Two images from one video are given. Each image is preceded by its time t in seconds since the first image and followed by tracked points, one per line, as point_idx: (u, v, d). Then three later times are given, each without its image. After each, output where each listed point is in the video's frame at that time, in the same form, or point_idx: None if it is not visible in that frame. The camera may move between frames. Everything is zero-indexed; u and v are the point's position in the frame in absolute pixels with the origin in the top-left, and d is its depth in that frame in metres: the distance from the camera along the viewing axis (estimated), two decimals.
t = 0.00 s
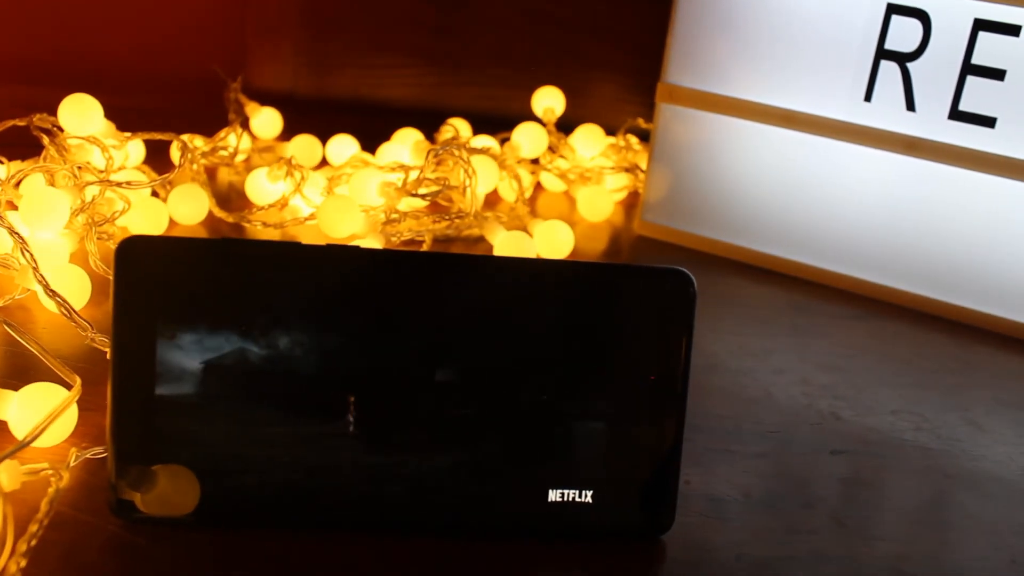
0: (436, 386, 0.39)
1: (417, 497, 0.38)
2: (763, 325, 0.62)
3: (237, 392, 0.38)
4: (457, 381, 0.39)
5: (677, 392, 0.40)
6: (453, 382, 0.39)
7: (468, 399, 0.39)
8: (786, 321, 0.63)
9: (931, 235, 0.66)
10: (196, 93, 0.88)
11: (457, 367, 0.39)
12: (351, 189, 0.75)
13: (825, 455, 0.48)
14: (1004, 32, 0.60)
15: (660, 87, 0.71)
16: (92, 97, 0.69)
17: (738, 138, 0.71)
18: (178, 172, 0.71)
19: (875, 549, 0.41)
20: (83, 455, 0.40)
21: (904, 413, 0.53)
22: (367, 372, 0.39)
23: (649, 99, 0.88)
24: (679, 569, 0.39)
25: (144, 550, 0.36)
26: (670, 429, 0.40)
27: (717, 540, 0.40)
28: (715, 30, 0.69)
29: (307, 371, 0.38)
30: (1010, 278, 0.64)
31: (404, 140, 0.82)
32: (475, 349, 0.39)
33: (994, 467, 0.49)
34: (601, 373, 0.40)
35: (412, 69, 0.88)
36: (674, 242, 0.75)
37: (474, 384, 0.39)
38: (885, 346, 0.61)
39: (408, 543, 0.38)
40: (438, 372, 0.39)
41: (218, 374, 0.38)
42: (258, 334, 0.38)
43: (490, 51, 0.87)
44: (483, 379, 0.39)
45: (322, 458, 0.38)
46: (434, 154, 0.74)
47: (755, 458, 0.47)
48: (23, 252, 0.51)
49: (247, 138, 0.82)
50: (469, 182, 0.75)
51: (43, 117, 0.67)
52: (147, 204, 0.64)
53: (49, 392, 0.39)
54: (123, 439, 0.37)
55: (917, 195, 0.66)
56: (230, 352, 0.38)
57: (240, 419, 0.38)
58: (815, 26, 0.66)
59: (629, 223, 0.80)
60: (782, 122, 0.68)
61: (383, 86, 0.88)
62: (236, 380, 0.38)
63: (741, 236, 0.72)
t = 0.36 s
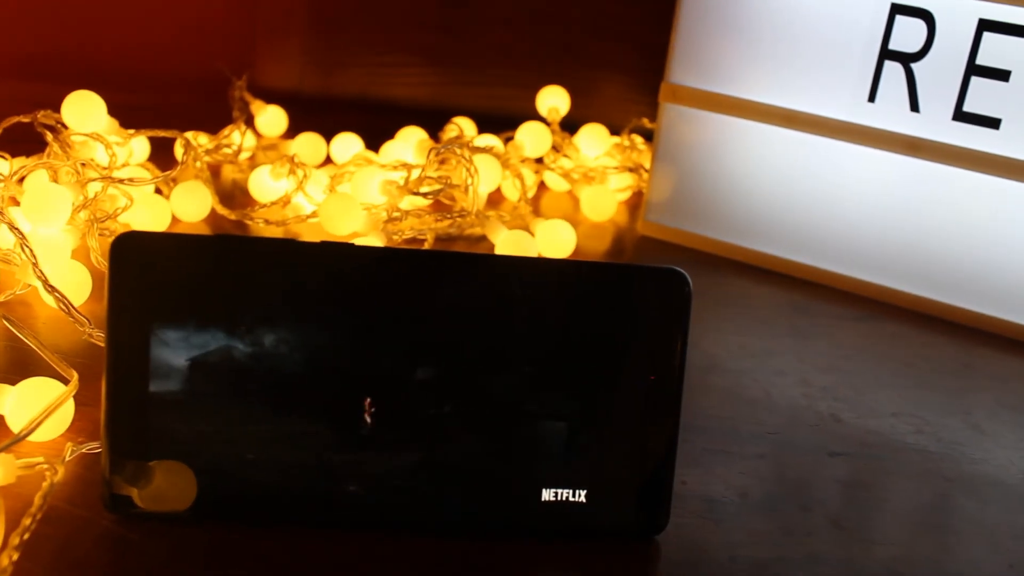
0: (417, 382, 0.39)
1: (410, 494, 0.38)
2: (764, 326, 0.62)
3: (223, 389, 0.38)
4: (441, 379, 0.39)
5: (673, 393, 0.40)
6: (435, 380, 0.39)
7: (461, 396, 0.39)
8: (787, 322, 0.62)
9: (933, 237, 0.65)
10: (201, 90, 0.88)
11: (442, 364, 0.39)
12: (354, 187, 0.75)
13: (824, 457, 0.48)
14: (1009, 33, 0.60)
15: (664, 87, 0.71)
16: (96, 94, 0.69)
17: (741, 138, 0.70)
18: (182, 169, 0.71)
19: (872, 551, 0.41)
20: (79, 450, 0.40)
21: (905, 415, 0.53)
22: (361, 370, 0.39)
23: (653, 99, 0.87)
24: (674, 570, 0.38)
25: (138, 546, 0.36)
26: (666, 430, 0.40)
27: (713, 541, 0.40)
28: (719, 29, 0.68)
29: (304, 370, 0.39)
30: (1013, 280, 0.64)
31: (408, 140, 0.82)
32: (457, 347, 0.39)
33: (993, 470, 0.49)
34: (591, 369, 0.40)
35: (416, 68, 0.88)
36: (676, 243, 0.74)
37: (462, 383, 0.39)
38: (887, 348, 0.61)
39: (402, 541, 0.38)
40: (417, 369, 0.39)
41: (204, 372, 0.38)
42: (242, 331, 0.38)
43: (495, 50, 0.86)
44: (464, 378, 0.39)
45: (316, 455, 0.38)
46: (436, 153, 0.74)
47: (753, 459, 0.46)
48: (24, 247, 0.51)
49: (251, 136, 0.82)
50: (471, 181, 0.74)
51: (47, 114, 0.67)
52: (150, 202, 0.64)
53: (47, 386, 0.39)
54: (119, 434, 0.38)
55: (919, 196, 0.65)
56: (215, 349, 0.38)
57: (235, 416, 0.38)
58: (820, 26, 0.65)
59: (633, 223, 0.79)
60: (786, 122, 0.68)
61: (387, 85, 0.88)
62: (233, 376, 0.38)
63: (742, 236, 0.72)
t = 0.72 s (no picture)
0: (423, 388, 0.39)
1: (428, 493, 0.38)
2: (787, 330, 0.61)
3: (238, 386, 0.38)
4: (458, 380, 0.39)
5: (691, 395, 0.39)
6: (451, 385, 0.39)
7: (479, 396, 0.39)
8: (811, 326, 0.62)
9: (960, 240, 0.64)
10: (229, 89, 0.89)
11: (458, 367, 0.39)
12: (379, 186, 0.75)
13: (846, 463, 0.47)
14: None
15: (690, 89, 0.70)
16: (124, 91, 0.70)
17: (765, 139, 0.69)
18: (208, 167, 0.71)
19: (893, 559, 0.40)
20: (101, 444, 0.40)
21: (928, 421, 0.52)
22: (380, 367, 0.39)
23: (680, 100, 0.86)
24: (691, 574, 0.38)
25: (157, 540, 0.37)
26: (685, 434, 0.39)
27: (731, 545, 0.40)
28: (743, 30, 0.67)
29: (321, 366, 0.39)
30: None
31: (433, 140, 0.82)
32: (474, 351, 0.39)
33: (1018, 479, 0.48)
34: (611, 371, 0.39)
35: (441, 68, 0.88)
36: (701, 245, 0.74)
37: (480, 383, 0.39)
38: (912, 353, 0.60)
39: (419, 539, 0.38)
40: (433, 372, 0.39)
41: (221, 367, 0.38)
42: (257, 330, 0.38)
43: (521, 50, 0.86)
44: (478, 382, 0.39)
45: (335, 451, 0.38)
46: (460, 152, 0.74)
47: (773, 462, 0.46)
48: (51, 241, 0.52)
49: (278, 135, 0.82)
50: (495, 181, 0.74)
51: (77, 111, 0.68)
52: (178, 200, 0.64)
53: (70, 380, 0.40)
54: (141, 429, 0.38)
55: (946, 199, 0.64)
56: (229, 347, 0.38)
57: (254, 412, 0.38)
58: (847, 27, 0.64)
59: (659, 224, 0.79)
60: (810, 124, 0.66)
61: (413, 85, 0.88)
62: (252, 372, 0.38)
63: (766, 239, 0.71)
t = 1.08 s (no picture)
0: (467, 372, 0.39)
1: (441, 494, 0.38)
2: (808, 336, 0.60)
3: (253, 384, 0.38)
4: (478, 382, 0.39)
5: (707, 399, 0.39)
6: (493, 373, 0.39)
7: (494, 397, 0.39)
8: (833, 332, 0.61)
9: (986, 245, 0.63)
10: (255, 89, 0.89)
11: (500, 354, 0.39)
12: (402, 188, 0.75)
13: (865, 469, 0.46)
14: None
15: (715, 92, 0.69)
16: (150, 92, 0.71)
17: (789, 143, 0.68)
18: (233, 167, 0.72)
19: (912, 570, 0.40)
20: (119, 439, 0.41)
21: (950, 429, 0.51)
22: (394, 367, 0.39)
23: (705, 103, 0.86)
24: None
25: (173, 536, 0.37)
26: (700, 439, 0.39)
27: (744, 551, 0.39)
28: (768, 34, 0.67)
29: (336, 365, 0.39)
30: None
31: (457, 142, 0.82)
32: (516, 339, 0.39)
33: None
34: (627, 375, 0.39)
35: (465, 70, 0.87)
36: (724, 249, 0.73)
37: (496, 386, 0.39)
38: (935, 361, 0.58)
39: (431, 540, 0.38)
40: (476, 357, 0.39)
41: (237, 365, 0.38)
42: (273, 328, 0.39)
43: (545, 52, 0.86)
44: (520, 371, 0.39)
45: (348, 450, 0.38)
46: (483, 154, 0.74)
47: (790, 468, 0.45)
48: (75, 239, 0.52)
49: (304, 136, 0.83)
50: (517, 183, 0.74)
51: (104, 112, 0.69)
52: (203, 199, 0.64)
53: (90, 376, 0.40)
54: (158, 425, 0.38)
55: (973, 204, 0.63)
56: (244, 344, 0.38)
57: (269, 411, 0.38)
58: (873, 30, 0.63)
59: (682, 228, 0.78)
60: (836, 129, 0.65)
61: (437, 87, 0.88)
62: (267, 370, 0.38)
63: (789, 244, 0.71)
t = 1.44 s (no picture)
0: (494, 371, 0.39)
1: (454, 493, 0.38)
2: (828, 342, 0.59)
3: (268, 382, 0.39)
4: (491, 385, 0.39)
5: (720, 403, 0.39)
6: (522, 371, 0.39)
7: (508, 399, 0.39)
8: (854, 338, 0.60)
9: (1010, 251, 0.62)
10: (279, 91, 0.90)
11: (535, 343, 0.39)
12: (422, 190, 0.75)
13: (883, 476, 0.45)
14: None
15: (736, 96, 0.69)
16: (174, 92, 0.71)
17: (810, 146, 0.68)
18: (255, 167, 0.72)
19: None
20: (136, 436, 0.41)
21: (970, 437, 0.50)
22: (407, 367, 0.39)
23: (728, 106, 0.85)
24: None
25: (186, 532, 0.37)
26: (714, 443, 0.39)
27: (757, 555, 0.39)
28: (790, 38, 0.66)
29: (350, 364, 0.39)
30: None
31: (478, 145, 0.82)
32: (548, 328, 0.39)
33: None
34: (640, 379, 0.39)
35: (486, 72, 0.87)
36: (744, 254, 0.72)
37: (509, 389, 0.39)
38: (957, 368, 0.57)
39: (442, 540, 0.38)
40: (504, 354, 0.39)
41: (252, 362, 0.39)
42: (287, 325, 0.39)
43: (567, 55, 0.85)
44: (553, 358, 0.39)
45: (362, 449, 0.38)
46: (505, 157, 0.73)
47: (806, 474, 0.44)
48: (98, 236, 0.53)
49: (326, 137, 0.83)
50: (537, 186, 0.74)
51: (129, 111, 0.70)
52: (225, 199, 0.65)
53: (109, 372, 0.41)
54: (174, 422, 0.38)
55: (996, 209, 0.62)
56: (260, 342, 0.39)
57: (284, 409, 0.38)
58: (896, 34, 0.62)
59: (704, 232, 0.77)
60: (858, 133, 0.65)
61: (458, 89, 0.89)
62: (282, 368, 0.39)
63: (811, 248, 0.70)
